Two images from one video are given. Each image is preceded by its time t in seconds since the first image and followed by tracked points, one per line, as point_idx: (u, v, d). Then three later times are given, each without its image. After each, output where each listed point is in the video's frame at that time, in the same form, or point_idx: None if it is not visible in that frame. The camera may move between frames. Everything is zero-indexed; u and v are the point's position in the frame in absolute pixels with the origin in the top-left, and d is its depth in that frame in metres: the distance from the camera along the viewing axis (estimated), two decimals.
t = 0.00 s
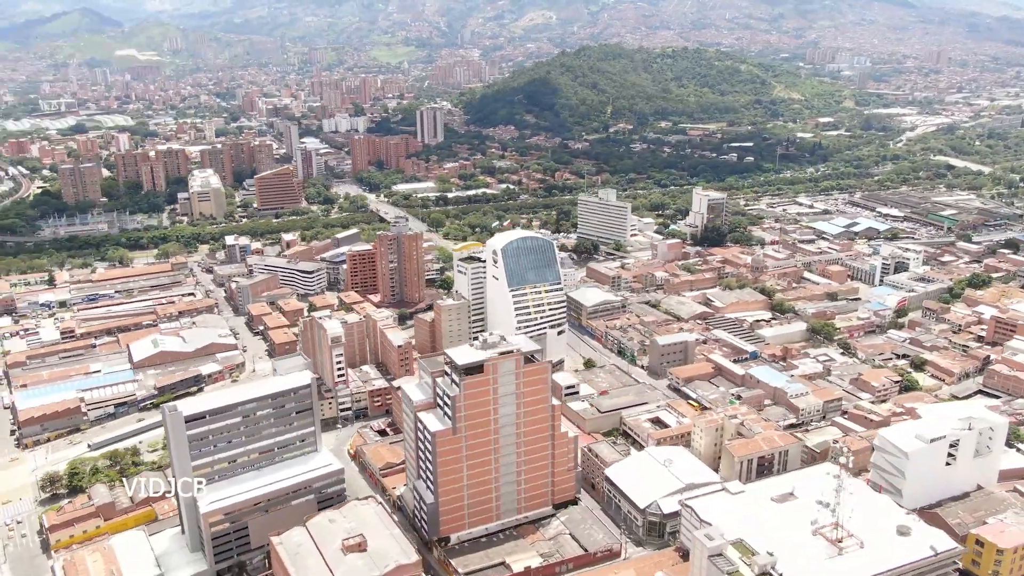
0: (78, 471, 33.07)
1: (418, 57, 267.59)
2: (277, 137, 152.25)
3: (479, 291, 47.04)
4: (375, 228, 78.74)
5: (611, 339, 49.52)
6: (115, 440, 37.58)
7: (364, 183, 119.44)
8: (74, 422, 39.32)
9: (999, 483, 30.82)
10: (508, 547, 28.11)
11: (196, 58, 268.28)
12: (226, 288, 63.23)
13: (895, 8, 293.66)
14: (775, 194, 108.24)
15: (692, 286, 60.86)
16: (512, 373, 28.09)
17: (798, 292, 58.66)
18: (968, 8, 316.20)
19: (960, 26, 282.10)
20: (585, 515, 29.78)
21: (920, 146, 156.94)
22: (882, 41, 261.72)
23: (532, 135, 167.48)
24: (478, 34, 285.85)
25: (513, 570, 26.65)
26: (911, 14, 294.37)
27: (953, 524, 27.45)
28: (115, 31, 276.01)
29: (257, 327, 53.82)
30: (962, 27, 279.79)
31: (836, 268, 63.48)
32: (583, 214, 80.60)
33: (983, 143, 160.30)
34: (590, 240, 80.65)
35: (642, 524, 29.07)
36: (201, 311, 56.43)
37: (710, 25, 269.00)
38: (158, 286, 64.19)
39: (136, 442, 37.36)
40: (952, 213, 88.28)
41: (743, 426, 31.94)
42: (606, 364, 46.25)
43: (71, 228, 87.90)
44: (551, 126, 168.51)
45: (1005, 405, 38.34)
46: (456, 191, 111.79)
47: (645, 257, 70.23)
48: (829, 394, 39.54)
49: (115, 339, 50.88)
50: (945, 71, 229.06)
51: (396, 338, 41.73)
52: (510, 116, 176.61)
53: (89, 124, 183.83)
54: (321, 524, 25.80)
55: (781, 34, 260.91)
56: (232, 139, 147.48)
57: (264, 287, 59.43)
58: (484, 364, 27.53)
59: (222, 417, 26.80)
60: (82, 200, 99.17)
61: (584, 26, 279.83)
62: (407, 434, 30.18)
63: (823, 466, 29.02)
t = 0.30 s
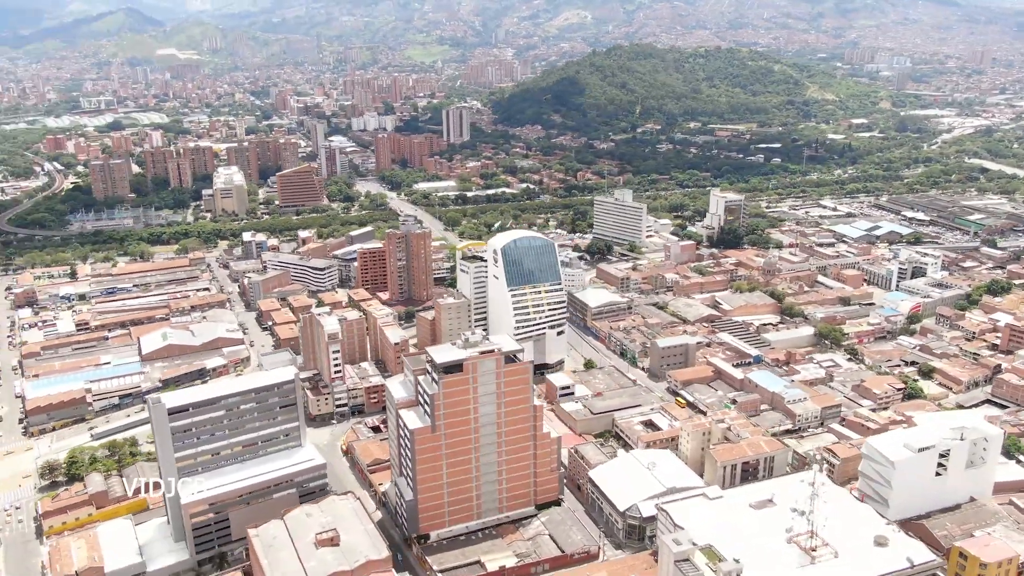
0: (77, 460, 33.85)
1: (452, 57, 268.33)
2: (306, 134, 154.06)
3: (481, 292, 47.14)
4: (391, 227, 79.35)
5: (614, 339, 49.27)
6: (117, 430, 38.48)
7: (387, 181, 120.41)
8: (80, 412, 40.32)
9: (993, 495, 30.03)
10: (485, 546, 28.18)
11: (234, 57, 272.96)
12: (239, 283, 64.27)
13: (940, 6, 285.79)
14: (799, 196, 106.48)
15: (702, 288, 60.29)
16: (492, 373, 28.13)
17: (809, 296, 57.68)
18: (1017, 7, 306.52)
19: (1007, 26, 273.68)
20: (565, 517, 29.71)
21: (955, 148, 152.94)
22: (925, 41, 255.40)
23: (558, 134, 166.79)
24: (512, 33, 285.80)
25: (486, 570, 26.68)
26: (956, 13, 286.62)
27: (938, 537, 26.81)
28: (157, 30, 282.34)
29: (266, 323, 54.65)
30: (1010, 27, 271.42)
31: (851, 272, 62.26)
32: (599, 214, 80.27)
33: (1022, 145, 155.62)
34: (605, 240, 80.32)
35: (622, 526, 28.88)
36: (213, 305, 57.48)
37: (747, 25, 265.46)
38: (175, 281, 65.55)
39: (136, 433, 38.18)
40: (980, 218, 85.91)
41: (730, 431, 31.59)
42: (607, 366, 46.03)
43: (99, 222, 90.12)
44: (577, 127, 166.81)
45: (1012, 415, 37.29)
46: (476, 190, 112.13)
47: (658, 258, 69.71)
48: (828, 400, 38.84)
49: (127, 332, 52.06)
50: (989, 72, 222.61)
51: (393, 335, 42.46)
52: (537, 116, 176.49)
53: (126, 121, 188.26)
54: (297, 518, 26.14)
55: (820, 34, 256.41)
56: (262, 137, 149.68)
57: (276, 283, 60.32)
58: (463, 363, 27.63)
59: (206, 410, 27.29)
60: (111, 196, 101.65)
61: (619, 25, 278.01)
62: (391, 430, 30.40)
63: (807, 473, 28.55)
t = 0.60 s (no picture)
0: (76, 448, 34.71)
1: (485, 55, 268.61)
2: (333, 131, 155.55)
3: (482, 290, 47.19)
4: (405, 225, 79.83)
5: (616, 340, 49.00)
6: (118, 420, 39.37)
7: (409, 179, 121.08)
8: (85, 402, 41.36)
9: (985, 507, 29.26)
10: (463, 543, 28.29)
11: (269, 55, 276.95)
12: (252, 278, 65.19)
13: (990, 3, 276.64)
14: (823, 198, 104.55)
15: (711, 290, 59.64)
16: (471, 371, 28.22)
17: (820, 299, 56.70)
18: None
19: None
20: (546, 515, 29.65)
21: (992, 150, 148.50)
22: (969, 40, 247.97)
23: (584, 133, 165.49)
24: (546, 32, 284.55)
25: (461, 567, 26.77)
26: (1005, 11, 277.65)
27: (921, 547, 26.24)
28: (196, 29, 287.77)
29: (274, 318, 55.40)
30: None
31: (866, 275, 61.04)
32: (615, 215, 79.84)
33: None
34: (620, 240, 79.80)
35: (601, 528, 28.72)
36: (223, 300, 58.43)
37: (785, 24, 260.92)
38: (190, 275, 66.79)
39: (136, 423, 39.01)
40: (1008, 222, 83.48)
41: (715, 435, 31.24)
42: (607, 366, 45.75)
43: (124, 217, 92.24)
44: (603, 126, 165.25)
45: (1016, 424, 36.19)
46: (496, 189, 112.20)
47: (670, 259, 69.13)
48: (825, 405, 38.15)
49: (138, 325, 53.21)
50: None
51: (390, 332, 42.89)
52: (564, 115, 175.71)
53: (160, 117, 192.08)
54: (274, 510, 26.52)
55: (859, 33, 250.80)
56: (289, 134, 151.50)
57: (287, 279, 61.12)
58: (442, 361, 27.77)
59: (191, 401, 27.93)
60: (138, 191, 103.88)
61: (653, 24, 274.96)
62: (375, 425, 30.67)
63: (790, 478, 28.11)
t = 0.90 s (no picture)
0: (78, 438, 35.64)
1: (518, 54, 268.51)
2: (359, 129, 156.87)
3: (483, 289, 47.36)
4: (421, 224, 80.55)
5: (619, 341, 48.79)
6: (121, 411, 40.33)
7: (431, 178, 121.70)
8: (92, 393, 42.37)
9: (977, 519, 28.54)
10: (441, 540, 28.45)
11: (305, 54, 280.99)
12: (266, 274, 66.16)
13: None
14: (847, 201, 102.49)
15: (721, 292, 59.06)
16: (451, 370, 28.38)
17: (830, 303, 55.81)
18: None
19: None
20: (526, 516, 29.69)
21: None
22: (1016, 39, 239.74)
23: (610, 133, 164.12)
24: (579, 31, 282.78)
25: (436, 565, 26.93)
26: None
27: (903, 557, 25.78)
28: (233, 29, 292.72)
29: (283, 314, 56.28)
30: None
31: (881, 279, 59.87)
32: (630, 216, 79.43)
33: None
34: (635, 242, 79.35)
35: (581, 528, 28.68)
36: (236, 296, 59.54)
37: (823, 24, 255.74)
38: (206, 271, 68.07)
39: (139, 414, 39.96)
40: None
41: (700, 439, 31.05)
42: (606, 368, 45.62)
43: (149, 213, 94.34)
44: (629, 126, 163.82)
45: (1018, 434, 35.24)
46: (516, 188, 112.20)
47: (682, 260, 68.63)
48: (823, 411, 37.58)
49: (150, 319, 54.35)
50: None
51: (389, 330, 43.31)
52: (590, 115, 174.69)
53: (194, 116, 195.85)
54: (254, 503, 26.94)
55: (900, 32, 244.70)
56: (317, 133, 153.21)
57: (298, 276, 61.99)
58: (421, 359, 27.96)
59: (178, 394, 28.52)
60: (165, 187, 106.14)
61: (688, 23, 271.31)
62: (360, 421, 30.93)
63: (771, 485, 27.83)
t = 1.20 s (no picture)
0: (78, 426, 36.52)
1: (549, 51, 267.36)
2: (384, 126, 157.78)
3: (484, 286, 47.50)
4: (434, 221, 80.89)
5: (620, 341, 48.53)
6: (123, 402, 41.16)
7: (451, 175, 121.98)
8: (98, 383, 43.34)
9: (965, 528, 27.86)
10: (419, 536, 28.63)
11: (338, 51, 283.47)
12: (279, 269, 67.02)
13: None
14: (872, 202, 100.29)
15: (730, 293, 58.43)
16: (432, 368, 28.57)
17: (840, 305, 54.86)
18: None
19: None
20: (506, 513, 29.72)
21: None
22: None
23: (635, 131, 162.22)
24: (613, 28, 280.00)
25: (411, 560, 27.09)
26: None
27: (881, 564, 25.32)
28: (269, 27, 296.71)
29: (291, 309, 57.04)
30: None
31: (895, 282, 58.64)
32: (644, 214, 78.82)
33: None
34: (649, 241, 78.78)
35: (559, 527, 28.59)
36: (247, 290, 60.47)
37: (861, 20, 249.47)
38: (221, 265, 69.22)
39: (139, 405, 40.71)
40: None
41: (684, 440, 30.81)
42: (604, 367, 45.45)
43: (172, 207, 96.14)
44: (654, 123, 161.99)
45: (1019, 443, 34.33)
46: (535, 185, 111.94)
47: (693, 260, 67.99)
48: (819, 415, 37.00)
49: (161, 312, 55.40)
50: None
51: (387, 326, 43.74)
52: (616, 112, 173.07)
53: (224, 112, 198.98)
54: (235, 494, 27.44)
55: (943, 29, 237.72)
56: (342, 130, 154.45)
57: (308, 271, 62.73)
58: (401, 356, 28.18)
59: (166, 385, 29.15)
60: (190, 182, 108.13)
61: (723, 20, 266.77)
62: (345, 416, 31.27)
63: (751, 489, 27.46)
